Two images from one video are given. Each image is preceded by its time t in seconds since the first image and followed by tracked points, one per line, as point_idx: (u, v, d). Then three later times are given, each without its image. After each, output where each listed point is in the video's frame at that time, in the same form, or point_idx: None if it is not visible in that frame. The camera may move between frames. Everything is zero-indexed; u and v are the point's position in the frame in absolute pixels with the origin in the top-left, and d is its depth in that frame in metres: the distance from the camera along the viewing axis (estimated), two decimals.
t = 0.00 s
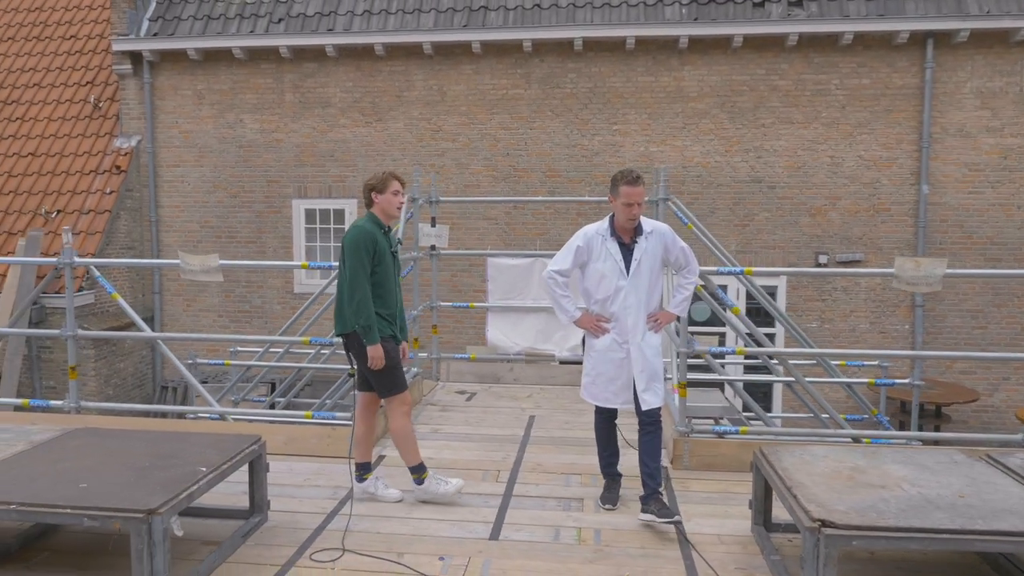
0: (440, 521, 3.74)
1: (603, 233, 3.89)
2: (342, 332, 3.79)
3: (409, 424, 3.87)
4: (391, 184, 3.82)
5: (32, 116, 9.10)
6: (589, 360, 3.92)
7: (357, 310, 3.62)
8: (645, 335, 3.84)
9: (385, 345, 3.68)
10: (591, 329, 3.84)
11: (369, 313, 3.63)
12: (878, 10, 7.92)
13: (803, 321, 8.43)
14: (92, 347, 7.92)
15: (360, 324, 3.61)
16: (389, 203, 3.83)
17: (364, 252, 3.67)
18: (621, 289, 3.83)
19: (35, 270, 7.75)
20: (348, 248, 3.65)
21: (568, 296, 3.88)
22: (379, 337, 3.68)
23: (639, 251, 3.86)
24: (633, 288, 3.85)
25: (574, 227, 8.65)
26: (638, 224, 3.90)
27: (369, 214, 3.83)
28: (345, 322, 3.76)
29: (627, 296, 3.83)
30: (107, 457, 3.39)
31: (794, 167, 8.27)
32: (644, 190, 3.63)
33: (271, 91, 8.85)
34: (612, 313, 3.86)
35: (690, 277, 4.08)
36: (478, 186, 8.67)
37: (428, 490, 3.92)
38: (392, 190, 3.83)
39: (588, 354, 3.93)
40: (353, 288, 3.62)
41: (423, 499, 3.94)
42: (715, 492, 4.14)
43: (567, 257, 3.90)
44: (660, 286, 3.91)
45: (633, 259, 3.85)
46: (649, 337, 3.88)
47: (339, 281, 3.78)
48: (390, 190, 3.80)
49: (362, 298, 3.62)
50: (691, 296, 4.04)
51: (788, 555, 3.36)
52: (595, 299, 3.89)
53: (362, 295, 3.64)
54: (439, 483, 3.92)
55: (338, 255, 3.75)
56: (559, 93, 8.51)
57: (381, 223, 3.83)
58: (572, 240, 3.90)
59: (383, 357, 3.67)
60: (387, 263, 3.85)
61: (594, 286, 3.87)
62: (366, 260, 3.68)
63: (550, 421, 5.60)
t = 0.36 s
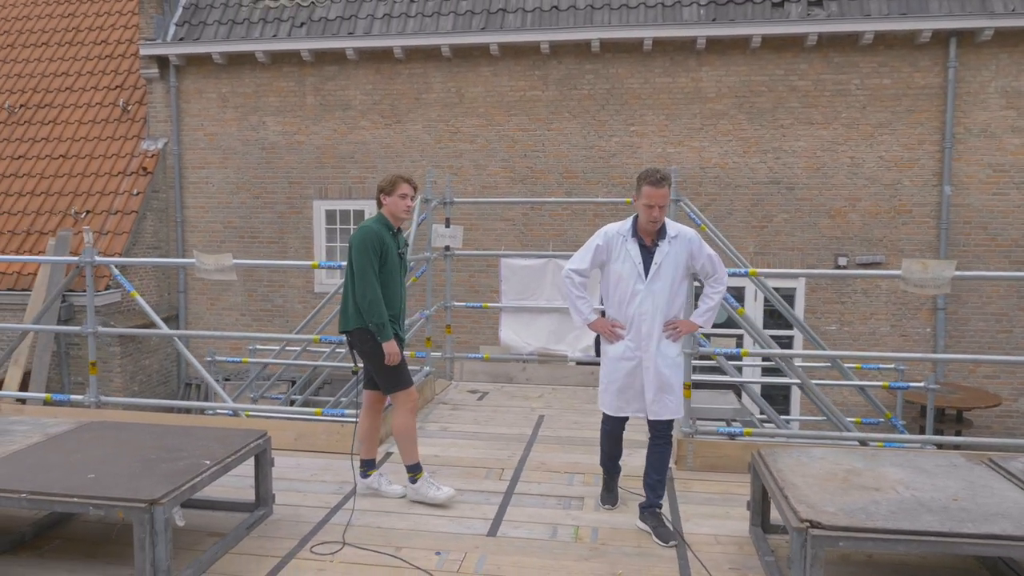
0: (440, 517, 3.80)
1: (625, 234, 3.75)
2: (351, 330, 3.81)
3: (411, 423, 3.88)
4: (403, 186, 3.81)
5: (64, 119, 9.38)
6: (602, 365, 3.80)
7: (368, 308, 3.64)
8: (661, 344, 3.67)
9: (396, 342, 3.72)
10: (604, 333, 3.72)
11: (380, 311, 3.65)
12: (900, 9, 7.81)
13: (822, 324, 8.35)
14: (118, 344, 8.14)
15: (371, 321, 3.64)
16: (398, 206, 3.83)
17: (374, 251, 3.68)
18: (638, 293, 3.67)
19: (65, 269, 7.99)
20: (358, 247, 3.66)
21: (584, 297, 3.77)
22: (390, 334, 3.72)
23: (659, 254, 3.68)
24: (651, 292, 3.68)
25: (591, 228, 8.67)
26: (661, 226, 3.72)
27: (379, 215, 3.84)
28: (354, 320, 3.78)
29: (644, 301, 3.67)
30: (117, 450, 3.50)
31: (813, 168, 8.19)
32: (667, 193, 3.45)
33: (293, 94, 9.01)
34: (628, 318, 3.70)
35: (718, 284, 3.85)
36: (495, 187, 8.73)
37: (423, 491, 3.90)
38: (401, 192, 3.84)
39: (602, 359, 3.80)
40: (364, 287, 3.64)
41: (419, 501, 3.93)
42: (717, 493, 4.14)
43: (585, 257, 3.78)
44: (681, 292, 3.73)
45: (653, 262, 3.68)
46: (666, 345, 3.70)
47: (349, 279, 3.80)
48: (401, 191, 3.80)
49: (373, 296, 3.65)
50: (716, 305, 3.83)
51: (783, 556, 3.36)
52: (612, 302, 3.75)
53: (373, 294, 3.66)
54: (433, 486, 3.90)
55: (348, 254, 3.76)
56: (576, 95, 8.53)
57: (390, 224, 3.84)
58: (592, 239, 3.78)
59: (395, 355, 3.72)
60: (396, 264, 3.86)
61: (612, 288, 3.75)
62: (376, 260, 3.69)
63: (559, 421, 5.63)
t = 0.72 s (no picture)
0: (433, 516, 3.84)
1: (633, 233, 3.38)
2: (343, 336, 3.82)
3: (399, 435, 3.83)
4: (404, 188, 3.71)
5: (86, 122, 9.58)
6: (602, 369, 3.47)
7: (352, 314, 3.65)
8: (664, 353, 3.33)
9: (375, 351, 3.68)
10: (606, 337, 3.37)
11: (362, 318, 3.64)
12: (916, 7, 7.70)
13: (836, 326, 8.26)
14: (135, 343, 8.32)
15: (353, 328, 3.64)
16: (398, 209, 3.74)
17: (365, 257, 3.67)
18: (643, 297, 3.33)
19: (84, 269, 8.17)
20: (350, 252, 3.68)
21: (587, 298, 3.42)
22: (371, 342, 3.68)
23: (667, 257, 3.31)
24: (657, 297, 3.34)
25: (601, 229, 8.67)
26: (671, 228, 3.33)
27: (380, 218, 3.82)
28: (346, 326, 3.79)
29: (648, 305, 3.33)
30: (116, 447, 3.59)
31: (826, 169, 8.11)
32: (672, 196, 3.05)
33: (307, 96, 9.12)
34: (631, 323, 3.35)
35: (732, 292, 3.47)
36: (506, 189, 8.75)
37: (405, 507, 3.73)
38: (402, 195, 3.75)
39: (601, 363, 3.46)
40: (349, 293, 3.65)
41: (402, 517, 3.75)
42: (713, 496, 4.13)
43: (589, 256, 3.43)
44: (690, 298, 3.38)
45: (661, 265, 3.32)
46: (669, 354, 3.36)
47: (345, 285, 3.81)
48: (399, 195, 3.69)
49: (355, 303, 3.64)
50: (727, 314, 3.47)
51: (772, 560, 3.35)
52: (615, 305, 3.40)
53: (359, 300, 3.65)
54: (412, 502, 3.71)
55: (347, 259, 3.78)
56: (587, 96, 8.54)
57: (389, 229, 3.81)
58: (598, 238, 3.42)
59: (373, 363, 3.66)
60: (394, 269, 3.83)
61: (616, 290, 3.40)
62: (367, 265, 3.68)
63: (562, 422, 5.65)
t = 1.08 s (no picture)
0: (426, 520, 3.84)
1: (624, 244, 3.14)
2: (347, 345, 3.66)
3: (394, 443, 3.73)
4: (398, 188, 3.58)
5: (110, 126, 9.76)
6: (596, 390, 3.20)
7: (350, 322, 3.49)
8: (664, 371, 3.11)
9: (376, 359, 3.51)
10: (601, 356, 3.10)
11: (359, 326, 3.47)
12: (936, 5, 7.54)
13: (853, 330, 8.13)
14: (154, 343, 8.47)
15: (351, 337, 3.48)
16: (394, 210, 3.59)
17: (360, 262, 3.51)
18: (640, 313, 3.08)
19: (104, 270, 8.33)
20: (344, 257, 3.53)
21: (578, 314, 3.16)
22: (372, 350, 3.50)
23: (662, 269, 3.08)
24: (653, 311, 3.09)
25: (615, 230, 8.62)
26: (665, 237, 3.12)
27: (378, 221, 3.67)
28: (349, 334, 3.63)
29: (646, 322, 3.08)
30: (115, 446, 3.66)
31: (844, 170, 7.98)
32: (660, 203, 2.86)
33: (323, 99, 9.20)
34: (628, 341, 3.10)
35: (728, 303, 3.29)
36: (520, 191, 8.74)
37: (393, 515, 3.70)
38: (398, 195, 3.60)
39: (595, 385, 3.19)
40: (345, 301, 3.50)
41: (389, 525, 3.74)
42: (711, 503, 4.08)
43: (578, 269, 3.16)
44: (687, 311, 3.17)
45: (657, 278, 3.09)
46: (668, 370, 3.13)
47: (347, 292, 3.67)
48: (394, 195, 3.57)
49: (352, 309, 3.48)
50: (723, 325, 3.28)
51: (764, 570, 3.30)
52: (609, 321, 3.14)
53: (355, 307, 3.50)
54: (400, 513, 3.67)
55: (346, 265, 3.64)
56: (600, 97, 8.49)
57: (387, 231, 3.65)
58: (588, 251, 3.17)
59: (375, 373, 3.50)
60: (394, 273, 3.64)
61: (609, 306, 3.14)
62: (361, 271, 3.51)
63: (567, 426, 5.62)
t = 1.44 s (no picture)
0: (430, 520, 3.85)
1: (613, 246, 3.06)
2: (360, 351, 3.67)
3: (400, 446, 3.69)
4: (399, 191, 3.51)
5: (140, 128, 9.97)
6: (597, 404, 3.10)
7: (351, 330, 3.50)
8: (667, 377, 3.02)
9: (378, 366, 3.47)
10: (600, 366, 3.03)
11: (358, 333, 3.45)
12: None
13: (880, 332, 7.96)
14: (180, 341, 8.64)
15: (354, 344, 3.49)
16: (395, 214, 3.54)
17: (358, 267, 3.49)
18: (636, 318, 3.00)
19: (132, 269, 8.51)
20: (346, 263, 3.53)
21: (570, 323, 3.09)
22: (374, 356, 3.48)
23: (656, 268, 3.01)
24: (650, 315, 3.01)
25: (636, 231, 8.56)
26: (654, 233, 3.05)
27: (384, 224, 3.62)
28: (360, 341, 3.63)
29: (644, 327, 3.00)
30: (125, 443, 3.73)
31: (870, 169, 7.81)
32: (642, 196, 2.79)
33: (346, 100, 9.29)
34: (626, 348, 3.02)
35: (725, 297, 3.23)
36: (540, 191, 8.72)
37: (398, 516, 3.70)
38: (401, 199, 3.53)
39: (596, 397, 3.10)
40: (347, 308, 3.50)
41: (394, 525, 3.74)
42: (719, 508, 4.02)
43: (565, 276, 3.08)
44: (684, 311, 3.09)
45: (651, 279, 3.01)
46: (672, 376, 3.05)
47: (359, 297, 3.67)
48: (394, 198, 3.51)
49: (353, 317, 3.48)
50: (721, 321, 3.22)
51: None
52: (604, 328, 3.05)
53: (356, 314, 3.49)
54: (404, 514, 3.67)
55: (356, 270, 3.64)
56: (622, 97, 8.43)
57: (390, 236, 3.59)
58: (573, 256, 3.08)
59: (381, 379, 3.48)
60: (398, 278, 3.57)
61: (603, 311, 3.06)
62: (359, 277, 3.49)
63: (580, 428, 5.59)
